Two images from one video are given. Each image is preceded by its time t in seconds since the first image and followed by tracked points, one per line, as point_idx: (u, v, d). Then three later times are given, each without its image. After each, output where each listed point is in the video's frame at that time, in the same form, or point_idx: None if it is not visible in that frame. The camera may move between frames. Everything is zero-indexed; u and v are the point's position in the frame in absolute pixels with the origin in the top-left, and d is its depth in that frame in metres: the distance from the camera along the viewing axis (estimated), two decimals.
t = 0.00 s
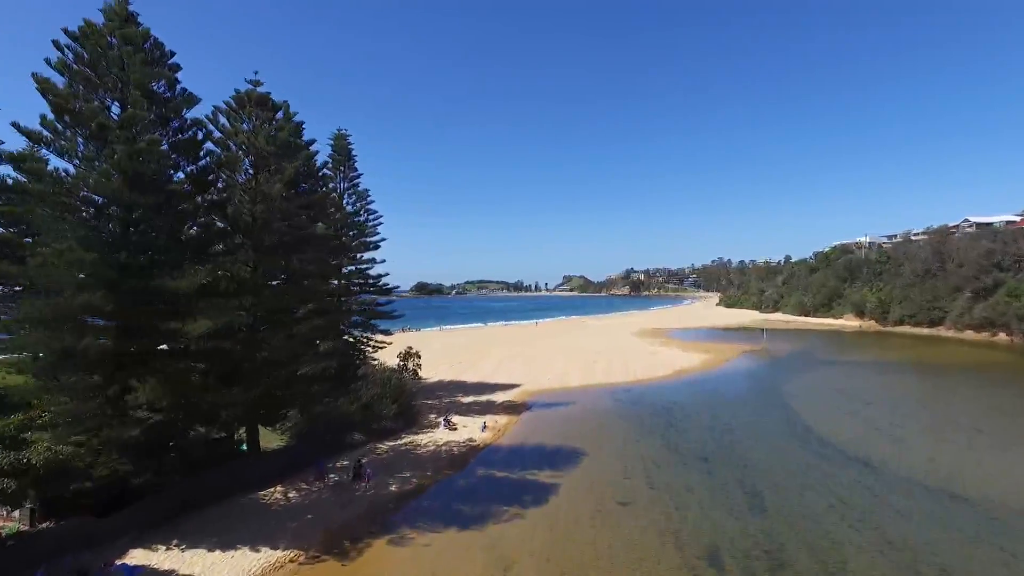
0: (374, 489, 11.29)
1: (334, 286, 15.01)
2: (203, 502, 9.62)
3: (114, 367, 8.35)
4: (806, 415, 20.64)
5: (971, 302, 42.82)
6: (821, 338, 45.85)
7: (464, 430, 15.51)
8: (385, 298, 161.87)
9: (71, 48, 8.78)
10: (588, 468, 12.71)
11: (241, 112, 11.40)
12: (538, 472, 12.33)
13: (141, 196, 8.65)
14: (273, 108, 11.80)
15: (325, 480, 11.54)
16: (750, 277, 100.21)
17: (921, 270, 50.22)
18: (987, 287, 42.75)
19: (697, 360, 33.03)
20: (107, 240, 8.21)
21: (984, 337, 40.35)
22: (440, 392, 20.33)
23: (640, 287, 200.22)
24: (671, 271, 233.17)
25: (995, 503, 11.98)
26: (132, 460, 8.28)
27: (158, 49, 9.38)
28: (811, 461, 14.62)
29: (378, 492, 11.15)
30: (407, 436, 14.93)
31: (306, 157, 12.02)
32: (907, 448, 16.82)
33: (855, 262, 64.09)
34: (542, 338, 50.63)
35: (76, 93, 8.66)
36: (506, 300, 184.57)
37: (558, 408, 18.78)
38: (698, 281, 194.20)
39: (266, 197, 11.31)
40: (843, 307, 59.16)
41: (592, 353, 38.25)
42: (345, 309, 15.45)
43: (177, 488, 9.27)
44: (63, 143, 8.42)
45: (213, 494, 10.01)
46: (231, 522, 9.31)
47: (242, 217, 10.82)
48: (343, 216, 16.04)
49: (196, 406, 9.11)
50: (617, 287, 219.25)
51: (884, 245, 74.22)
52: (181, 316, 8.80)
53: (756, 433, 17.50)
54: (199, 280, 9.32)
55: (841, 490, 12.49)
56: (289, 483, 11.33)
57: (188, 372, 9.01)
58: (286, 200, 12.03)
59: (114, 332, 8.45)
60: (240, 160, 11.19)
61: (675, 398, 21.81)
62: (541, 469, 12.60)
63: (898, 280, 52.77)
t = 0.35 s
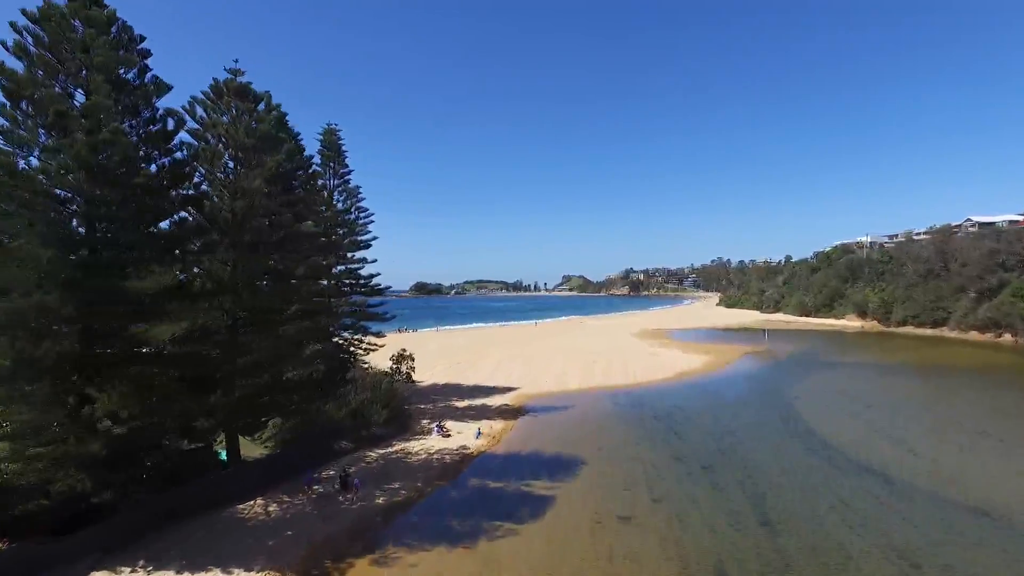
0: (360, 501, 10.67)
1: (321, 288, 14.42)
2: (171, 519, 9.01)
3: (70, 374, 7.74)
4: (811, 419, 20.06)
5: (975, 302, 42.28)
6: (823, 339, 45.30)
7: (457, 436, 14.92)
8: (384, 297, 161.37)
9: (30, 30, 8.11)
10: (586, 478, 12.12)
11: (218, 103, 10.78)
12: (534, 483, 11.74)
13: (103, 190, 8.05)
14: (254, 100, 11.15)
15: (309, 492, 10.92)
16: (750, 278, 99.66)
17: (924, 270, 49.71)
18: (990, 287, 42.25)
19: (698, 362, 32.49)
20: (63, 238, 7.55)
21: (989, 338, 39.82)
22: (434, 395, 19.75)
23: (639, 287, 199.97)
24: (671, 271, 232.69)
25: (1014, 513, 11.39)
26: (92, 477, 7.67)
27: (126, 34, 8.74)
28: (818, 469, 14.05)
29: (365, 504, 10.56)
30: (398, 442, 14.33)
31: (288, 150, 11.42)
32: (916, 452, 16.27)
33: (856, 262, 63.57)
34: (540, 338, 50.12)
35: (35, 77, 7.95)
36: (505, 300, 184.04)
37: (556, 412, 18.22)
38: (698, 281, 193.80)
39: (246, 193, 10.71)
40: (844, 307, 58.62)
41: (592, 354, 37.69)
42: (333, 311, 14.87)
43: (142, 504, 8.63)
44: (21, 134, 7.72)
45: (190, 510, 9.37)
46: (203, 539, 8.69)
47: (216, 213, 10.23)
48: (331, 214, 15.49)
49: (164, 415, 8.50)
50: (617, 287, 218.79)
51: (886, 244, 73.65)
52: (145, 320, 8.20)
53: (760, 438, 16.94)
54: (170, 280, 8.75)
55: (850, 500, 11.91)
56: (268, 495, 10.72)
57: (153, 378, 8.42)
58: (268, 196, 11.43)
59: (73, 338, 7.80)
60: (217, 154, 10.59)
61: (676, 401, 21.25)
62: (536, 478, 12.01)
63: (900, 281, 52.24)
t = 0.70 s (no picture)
0: (342, 518, 9.99)
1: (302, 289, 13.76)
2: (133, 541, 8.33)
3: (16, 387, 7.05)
4: (817, 423, 19.39)
5: (980, 303, 41.64)
6: (826, 340, 44.67)
7: (449, 445, 14.23)
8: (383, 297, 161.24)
9: None
10: (585, 492, 11.43)
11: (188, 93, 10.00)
12: (529, 497, 11.04)
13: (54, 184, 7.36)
14: (231, 89, 10.24)
15: (289, 508, 10.23)
16: (751, 277, 99.01)
17: (928, 270, 49.08)
18: (996, 288, 41.60)
19: (699, 364, 31.84)
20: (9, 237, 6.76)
21: (994, 339, 39.17)
22: (427, 400, 19.07)
23: (639, 287, 199.33)
24: (670, 271, 232.11)
25: None
26: (41, 498, 7.05)
27: (80, 15, 8.01)
28: (826, 480, 13.42)
29: (348, 522, 9.86)
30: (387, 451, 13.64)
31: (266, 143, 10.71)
32: (929, 459, 15.60)
33: (858, 262, 62.93)
34: (538, 339, 49.46)
35: None
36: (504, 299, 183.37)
37: (553, 418, 17.54)
38: (697, 281, 193.12)
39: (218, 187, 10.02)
40: (846, 308, 58.00)
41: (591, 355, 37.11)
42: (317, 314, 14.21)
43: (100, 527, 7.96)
44: None
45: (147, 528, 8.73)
46: (169, 564, 8.00)
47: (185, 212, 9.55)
48: (317, 213, 14.85)
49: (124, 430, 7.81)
50: (616, 287, 218.13)
51: (888, 244, 73.01)
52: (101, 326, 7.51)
53: (763, 444, 16.31)
54: (130, 282, 8.04)
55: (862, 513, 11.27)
56: (245, 512, 10.04)
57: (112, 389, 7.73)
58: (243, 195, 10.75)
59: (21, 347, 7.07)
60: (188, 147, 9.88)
61: (677, 406, 20.58)
62: (530, 492, 11.33)
63: (904, 281, 51.60)
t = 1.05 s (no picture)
0: (324, 536, 9.33)
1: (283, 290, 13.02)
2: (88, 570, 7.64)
3: None
4: (824, 428, 18.75)
5: (985, 304, 41.02)
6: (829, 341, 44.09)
7: (441, 454, 13.57)
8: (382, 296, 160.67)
9: None
10: (584, 508, 10.74)
11: (159, 79, 9.19)
12: (524, 513, 10.37)
13: None
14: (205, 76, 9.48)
15: (267, 525, 9.57)
16: (751, 277, 98.44)
17: (931, 270, 48.49)
18: (1001, 288, 40.99)
19: (701, 366, 31.24)
20: None
21: (1000, 340, 38.57)
22: (420, 405, 18.42)
23: (638, 286, 199.02)
24: (670, 270, 231.84)
25: None
26: None
27: None
28: (837, 492, 12.76)
29: (329, 541, 9.21)
30: (376, 461, 12.97)
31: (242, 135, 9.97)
32: (943, 467, 14.95)
33: (860, 262, 62.36)
34: (538, 339, 48.83)
35: None
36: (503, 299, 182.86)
37: (551, 424, 16.89)
38: (697, 280, 192.68)
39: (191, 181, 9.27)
40: (848, 307, 57.45)
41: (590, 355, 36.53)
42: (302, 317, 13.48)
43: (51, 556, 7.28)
44: None
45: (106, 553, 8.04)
46: None
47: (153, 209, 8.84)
48: (302, 211, 14.16)
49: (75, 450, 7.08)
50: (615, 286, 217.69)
51: (890, 243, 72.27)
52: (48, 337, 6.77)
53: (769, 451, 15.65)
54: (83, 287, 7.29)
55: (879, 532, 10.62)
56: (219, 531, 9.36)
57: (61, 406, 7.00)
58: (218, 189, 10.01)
59: None
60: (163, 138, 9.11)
61: (679, 410, 19.94)
62: (526, 508, 10.63)
63: (907, 280, 51.01)
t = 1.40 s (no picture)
0: (302, 557, 8.64)
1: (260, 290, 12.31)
2: None
3: None
4: (833, 432, 18.04)
5: (990, 304, 40.38)
6: (832, 342, 43.42)
7: (434, 463, 12.89)
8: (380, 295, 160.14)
9: None
10: (584, 523, 10.04)
11: (125, 63, 8.42)
12: (518, 530, 9.68)
13: None
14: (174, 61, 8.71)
15: (242, 546, 8.86)
16: (751, 277, 97.86)
17: (935, 270, 47.88)
18: (1007, 288, 40.33)
19: (703, 368, 30.58)
20: None
21: (1006, 341, 37.91)
22: (414, 410, 17.74)
23: (637, 286, 198.66)
24: (669, 270, 231.39)
25: None
26: None
27: None
28: (852, 499, 12.05)
29: (309, 563, 8.49)
30: (363, 472, 12.22)
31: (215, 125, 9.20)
32: (962, 471, 14.21)
33: (862, 262, 61.75)
34: (536, 339, 48.12)
35: None
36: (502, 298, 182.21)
37: (549, 431, 16.20)
38: (696, 280, 192.16)
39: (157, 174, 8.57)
40: (850, 307, 56.82)
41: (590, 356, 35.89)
42: (283, 319, 12.78)
43: None
44: None
45: None
46: None
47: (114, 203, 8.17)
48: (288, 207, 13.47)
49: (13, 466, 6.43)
50: (615, 286, 217.07)
51: (891, 243, 71.71)
52: None
53: (778, 456, 14.95)
54: (23, 286, 6.58)
55: (899, 542, 9.95)
56: (187, 549, 8.68)
57: None
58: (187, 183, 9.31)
59: None
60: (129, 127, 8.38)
61: (682, 415, 19.28)
62: (521, 524, 9.93)
63: (910, 280, 50.41)
